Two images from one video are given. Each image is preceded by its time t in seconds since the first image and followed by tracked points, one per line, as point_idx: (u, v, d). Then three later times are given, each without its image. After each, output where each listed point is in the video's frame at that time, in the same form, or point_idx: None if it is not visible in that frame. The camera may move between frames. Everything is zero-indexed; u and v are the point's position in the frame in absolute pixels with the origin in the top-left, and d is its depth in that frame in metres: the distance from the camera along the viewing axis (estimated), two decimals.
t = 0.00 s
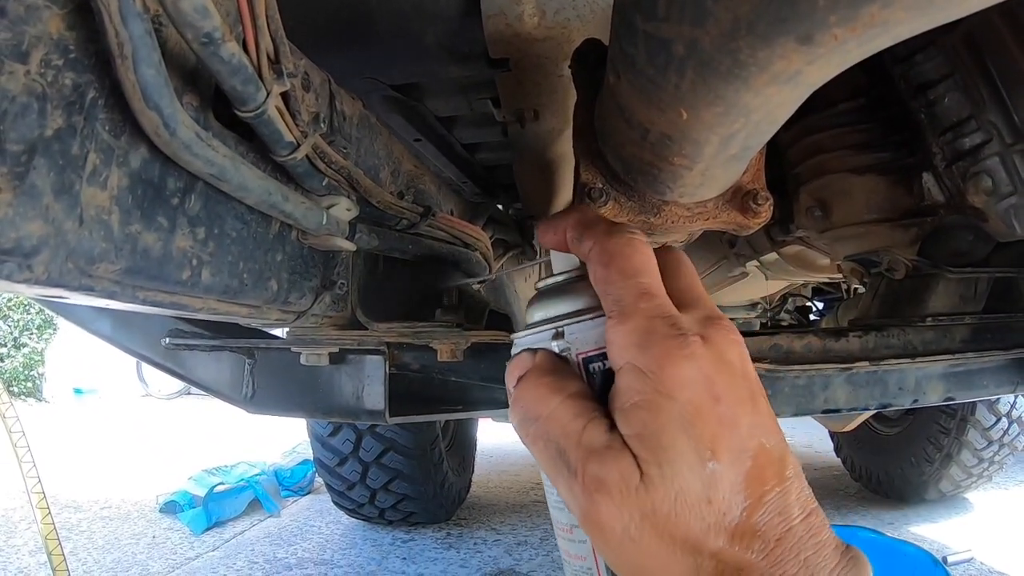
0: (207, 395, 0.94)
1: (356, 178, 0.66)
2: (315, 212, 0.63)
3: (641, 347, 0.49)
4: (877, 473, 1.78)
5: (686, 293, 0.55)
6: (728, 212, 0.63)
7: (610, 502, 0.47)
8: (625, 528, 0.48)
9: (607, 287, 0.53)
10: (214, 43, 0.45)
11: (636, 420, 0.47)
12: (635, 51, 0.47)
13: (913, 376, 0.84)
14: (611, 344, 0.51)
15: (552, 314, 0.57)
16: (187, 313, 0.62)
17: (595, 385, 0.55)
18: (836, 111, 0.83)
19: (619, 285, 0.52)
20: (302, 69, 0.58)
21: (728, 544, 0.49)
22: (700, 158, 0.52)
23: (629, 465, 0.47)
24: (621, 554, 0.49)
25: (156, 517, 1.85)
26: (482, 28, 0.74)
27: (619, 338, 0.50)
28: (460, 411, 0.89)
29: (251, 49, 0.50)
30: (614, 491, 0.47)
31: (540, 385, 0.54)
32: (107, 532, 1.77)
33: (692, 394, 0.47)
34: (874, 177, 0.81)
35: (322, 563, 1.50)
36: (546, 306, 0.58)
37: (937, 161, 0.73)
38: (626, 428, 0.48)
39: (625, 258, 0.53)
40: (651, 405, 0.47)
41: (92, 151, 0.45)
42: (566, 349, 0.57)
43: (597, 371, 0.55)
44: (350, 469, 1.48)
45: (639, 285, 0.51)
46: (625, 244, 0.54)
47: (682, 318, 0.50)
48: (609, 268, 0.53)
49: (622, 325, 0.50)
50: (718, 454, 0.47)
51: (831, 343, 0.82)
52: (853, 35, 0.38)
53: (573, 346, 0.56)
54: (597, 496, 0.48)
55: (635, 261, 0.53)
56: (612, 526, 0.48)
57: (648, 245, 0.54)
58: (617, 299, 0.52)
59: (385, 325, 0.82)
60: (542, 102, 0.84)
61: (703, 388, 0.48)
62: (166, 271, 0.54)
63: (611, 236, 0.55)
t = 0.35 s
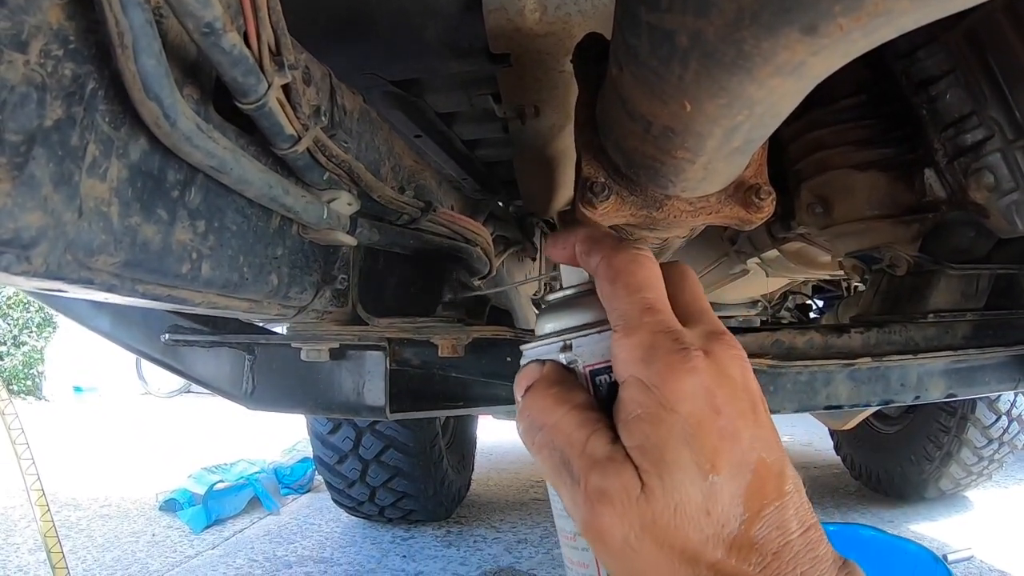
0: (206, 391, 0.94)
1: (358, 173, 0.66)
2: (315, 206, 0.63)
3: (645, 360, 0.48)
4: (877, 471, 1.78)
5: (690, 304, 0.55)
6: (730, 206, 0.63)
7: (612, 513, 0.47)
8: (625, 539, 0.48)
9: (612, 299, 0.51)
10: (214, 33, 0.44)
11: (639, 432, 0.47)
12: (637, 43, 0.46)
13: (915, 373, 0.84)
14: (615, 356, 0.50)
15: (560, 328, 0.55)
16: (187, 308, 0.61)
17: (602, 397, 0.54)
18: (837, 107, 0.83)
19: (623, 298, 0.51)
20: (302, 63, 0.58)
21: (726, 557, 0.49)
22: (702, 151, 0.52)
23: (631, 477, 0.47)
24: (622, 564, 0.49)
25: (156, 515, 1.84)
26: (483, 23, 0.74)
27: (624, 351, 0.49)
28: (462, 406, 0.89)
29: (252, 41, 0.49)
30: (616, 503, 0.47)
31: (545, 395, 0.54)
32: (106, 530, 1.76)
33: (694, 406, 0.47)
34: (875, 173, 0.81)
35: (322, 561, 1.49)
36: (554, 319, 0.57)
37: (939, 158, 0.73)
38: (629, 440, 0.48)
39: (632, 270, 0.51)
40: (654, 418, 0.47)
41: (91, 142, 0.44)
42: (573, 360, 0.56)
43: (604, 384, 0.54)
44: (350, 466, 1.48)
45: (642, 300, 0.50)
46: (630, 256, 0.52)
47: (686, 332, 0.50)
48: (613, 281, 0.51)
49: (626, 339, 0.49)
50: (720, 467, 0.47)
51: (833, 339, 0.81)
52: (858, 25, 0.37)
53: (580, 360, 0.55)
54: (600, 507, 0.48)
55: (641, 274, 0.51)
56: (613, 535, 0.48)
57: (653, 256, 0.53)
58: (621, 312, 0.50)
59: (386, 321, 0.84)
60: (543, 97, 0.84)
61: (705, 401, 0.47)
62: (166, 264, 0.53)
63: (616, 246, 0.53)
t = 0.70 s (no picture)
0: (205, 388, 0.94)
1: (357, 170, 0.65)
2: (314, 203, 0.63)
3: (706, 497, 0.43)
4: (877, 470, 1.78)
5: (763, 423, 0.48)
6: (729, 203, 0.62)
7: None
8: None
9: (693, 408, 0.44)
10: (211, 29, 0.44)
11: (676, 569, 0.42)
12: (635, 39, 0.46)
13: (915, 370, 0.84)
14: (678, 475, 0.44)
15: (614, 407, 0.47)
16: (185, 305, 0.61)
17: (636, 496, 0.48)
18: (838, 105, 0.83)
19: (705, 412, 0.43)
20: (300, 61, 0.58)
21: None
22: (701, 147, 0.52)
23: None
24: None
25: (156, 513, 1.84)
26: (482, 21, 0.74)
27: (688, 476, 0.43)
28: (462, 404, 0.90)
29: (249, 38, 0.49)
30: None
31: (567, 492, 0.47)
32: (106, 528, 1.76)
33: (741, 559, 0.42)
34: (876, 171, 0.81)
35: (322, 559, 1.50)
36: (608, 391, 0.49)
37: (940, 156, 0.73)
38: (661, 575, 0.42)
39: (725, 380, 0.43)
40: (697, 561, 0.42)
41: (88, 139, 0.44)
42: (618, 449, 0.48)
43: (645, 484, 0.47)
44: (350, 465, 1.48)
45: (725, 421, 0.43)
46: (728, 360, 0.44)
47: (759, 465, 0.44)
48: (700, 388, 0.44)
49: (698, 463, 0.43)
50: None
51: (833, 337, 0.81)
52: (858, 20, 0.37)
53: (626, 451, 0.47)
54: None
55: (732, 388, 0.43)
56: None
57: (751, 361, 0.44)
58: (698, 426, 0.44)
59: (384, 319, 0.86)
60: (542, 95, 0.84)
61: (754, 550, 0.42)
62: (163, 261, 0.53)
63: (714, 339, 0.45)
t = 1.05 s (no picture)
0: (201, 385, 0.93)
1: (351, 164, 0.65)
2: (308, 196, 0.62)
3: None
4: (877, 467, 1.77)
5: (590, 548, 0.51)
6: (726, 196, 0.62)
7: None
8: None
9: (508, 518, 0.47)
10: (203, 20, 0.44)
11: None
12: (629, 28, 0.46)
13: (915, 365, 0.83)
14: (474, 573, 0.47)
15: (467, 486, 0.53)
16: (179, 299, 0.61)
17: (459, 567, 0.53)
18: (835, 99, 0.83)
19: (514, 527, 0.46)
20: (295, 54, 0.58)
21: None
22: (697, 138, 0.52)
23: None
24: None
25: (154, 512, 1.84)
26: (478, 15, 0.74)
27: None
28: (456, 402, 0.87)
29: (242, 29, 0.49)
30: None
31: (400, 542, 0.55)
32: (105, 528, 1.76)
33: None
34: (874, 165, 0.81)
35: (321, 558, 1.49)
36: (472, 470, 0.54)
37: (938, 150, 0.73)
38: None
39: (541, 503, 0.46)
40: None
41: (80, 131, 0.44)
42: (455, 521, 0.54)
43: (466, 560, 0.53)
44: (349, 463, 1.48)
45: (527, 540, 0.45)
46: (552, 487, 0.47)
47: None
48: (519, 504, 0.47)
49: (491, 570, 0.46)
50: None
51: (831, 332, 0.81)
52: (852, 4, 0.36)
53: (460, 527, 0.53)
54: None
55: (547, 516, 0.46)
56: None
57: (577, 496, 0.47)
58: (504, 536, 0.46)
59: (380, 313, 0.86)
60: (539, 90, 0.83)
61: None
62: (157, 254, 0.53)
63: (547, 468, 0.48)
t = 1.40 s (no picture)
0: (197, 382, 0.95)
1: (340, 162, 0.65)
2: (299, 194, 0.63)
3: None
4: (874, 466, 1.77)
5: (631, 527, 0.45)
6: (713, 193, 0.62)
7: None
8: None
9: (545, 496, 0.41)
10: (191, 22, 0.45)
11: None
12: (612, 26, 0.46)
13: (907, 362, 0.83)
14: (513, 561, 0.41)
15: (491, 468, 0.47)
16: (170, 296, 0.62)
17: (488, 560, 0.48)
18: (828, 97, 0.83)
19: (554, 508, 0.40)
20: (286, 55, 0.59)
21: None
22: (682, 135, 0.52)
23: None
24: None
25: (154, 512, 1.85)
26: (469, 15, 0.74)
27: (522, 564, 0.40)
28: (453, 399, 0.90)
29: (230, 30, 0.50)
30: None
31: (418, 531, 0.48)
32: (105, 527, 1.77)
33: None
34: (865, 163, 0.81)
35: (318, 556, 1.50)
36: (494, 452, 0.49)
37: (929, 146, 0.73)
38: None
39: (581, 480, 0.40)
40: None
41: (73, 131, 0.45)
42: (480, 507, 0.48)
43: (496, 547, 0.47)
44: (346, 462, 1.48)
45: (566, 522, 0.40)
46: (591, 464, 0.40)
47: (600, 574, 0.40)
48: (555, 484, 0.40)
49: (533, 554, 0.40)
50: None
51: (823, 329, 0.82)
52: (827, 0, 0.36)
53: (487, 512, 0.48)
54: None
55: (589, 494, 0.40)
56: None
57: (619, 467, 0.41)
58: (544, 518, 0.41)
59: (370, 312, 0.84)
60: (531, 89, 0.84)
61: None
62: (148, 252, 0.54)
63: (583, 441, 0.41)
